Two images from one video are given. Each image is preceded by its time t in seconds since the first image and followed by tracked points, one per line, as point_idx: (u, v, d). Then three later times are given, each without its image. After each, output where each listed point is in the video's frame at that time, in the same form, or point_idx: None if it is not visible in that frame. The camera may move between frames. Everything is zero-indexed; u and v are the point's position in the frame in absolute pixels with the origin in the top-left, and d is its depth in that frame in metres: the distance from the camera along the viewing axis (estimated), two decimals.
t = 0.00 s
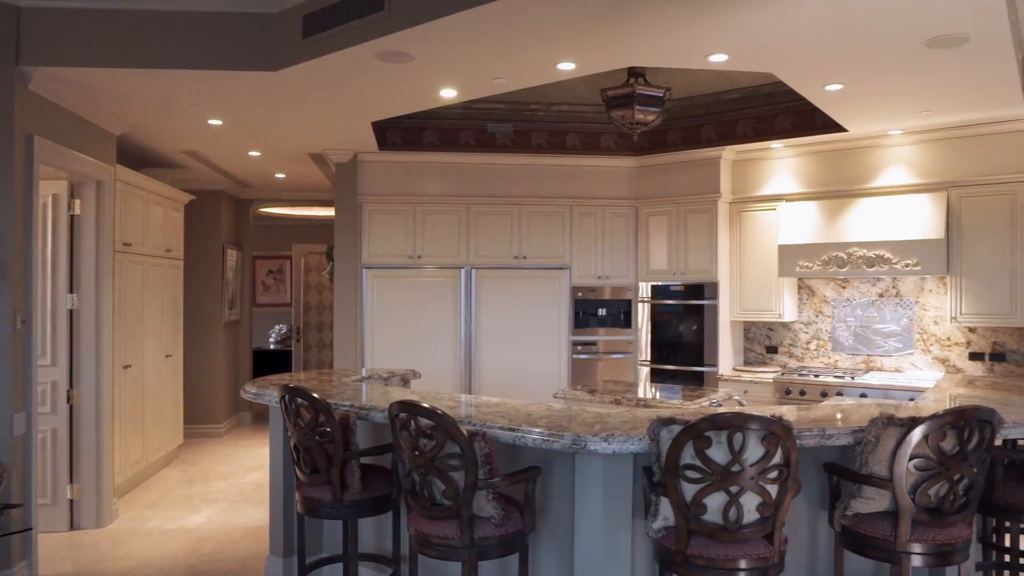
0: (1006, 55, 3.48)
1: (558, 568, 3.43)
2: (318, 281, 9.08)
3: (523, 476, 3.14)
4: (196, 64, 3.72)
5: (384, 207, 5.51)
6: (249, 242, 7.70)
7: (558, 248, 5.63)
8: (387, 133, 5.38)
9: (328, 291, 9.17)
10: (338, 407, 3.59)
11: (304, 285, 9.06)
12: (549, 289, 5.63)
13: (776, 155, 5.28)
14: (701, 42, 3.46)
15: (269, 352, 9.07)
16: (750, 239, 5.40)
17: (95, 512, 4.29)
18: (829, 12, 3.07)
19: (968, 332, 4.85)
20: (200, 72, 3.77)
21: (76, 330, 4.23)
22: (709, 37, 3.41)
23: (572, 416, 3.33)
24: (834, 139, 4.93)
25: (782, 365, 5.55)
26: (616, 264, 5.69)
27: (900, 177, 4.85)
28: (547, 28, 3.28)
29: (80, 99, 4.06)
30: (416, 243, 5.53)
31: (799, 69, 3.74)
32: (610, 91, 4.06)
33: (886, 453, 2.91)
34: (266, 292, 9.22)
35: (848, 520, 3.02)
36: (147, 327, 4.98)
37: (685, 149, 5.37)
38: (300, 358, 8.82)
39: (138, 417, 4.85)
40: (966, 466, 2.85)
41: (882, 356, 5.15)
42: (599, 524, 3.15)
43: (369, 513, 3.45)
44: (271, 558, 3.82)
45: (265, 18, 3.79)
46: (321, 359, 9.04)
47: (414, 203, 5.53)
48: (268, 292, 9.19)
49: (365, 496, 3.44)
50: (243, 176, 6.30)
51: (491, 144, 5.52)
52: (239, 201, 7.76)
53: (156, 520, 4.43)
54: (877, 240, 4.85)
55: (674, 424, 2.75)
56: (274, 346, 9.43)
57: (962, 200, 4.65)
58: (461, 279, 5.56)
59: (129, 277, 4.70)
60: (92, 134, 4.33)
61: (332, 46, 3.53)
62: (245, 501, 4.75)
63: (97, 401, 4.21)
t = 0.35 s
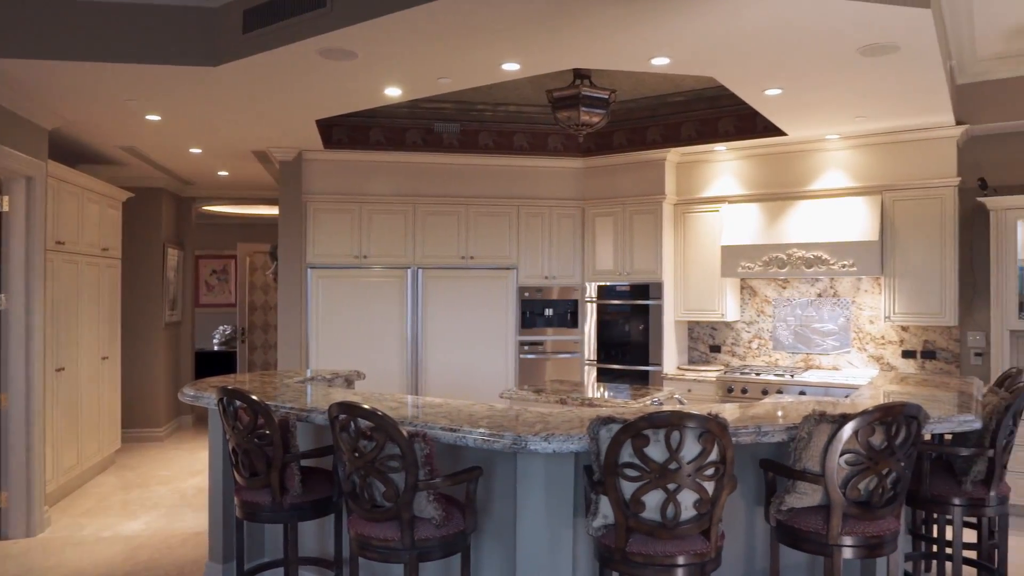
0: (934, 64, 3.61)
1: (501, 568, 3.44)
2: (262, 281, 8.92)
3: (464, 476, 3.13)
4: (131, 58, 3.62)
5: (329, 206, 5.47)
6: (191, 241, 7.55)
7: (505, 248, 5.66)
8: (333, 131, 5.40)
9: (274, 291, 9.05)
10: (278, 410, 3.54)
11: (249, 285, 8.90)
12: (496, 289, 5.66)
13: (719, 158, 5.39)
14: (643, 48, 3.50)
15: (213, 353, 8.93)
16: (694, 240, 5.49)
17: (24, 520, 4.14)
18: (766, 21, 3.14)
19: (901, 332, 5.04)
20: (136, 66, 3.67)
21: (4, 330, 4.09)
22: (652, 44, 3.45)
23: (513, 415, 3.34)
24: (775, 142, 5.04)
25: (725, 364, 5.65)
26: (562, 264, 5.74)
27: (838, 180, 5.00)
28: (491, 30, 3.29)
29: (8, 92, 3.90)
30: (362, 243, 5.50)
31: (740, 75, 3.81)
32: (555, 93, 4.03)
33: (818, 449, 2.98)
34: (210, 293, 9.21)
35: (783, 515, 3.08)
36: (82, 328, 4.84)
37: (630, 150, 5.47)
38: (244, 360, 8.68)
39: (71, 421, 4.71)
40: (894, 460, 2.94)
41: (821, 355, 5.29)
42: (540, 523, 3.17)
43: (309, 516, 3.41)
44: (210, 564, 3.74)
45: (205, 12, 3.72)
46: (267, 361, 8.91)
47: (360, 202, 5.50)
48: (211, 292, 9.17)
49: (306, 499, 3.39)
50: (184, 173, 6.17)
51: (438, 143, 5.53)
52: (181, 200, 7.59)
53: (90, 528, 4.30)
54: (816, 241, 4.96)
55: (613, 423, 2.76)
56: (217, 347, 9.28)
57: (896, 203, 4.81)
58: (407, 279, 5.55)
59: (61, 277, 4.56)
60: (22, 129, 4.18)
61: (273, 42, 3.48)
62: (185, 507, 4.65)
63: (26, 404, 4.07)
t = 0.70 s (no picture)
0: (869, 72, 3.72)
1: (445, 569, 3.43)
2: (206, 280, 8.76)
3: (407, 478, 3.09)
4: (64, 51, 3.51)
5: (273, 204, 5.41)
6: (131, 240, 7.36)
7: (453, 249, 5.67)
8: (278, 129, 5.36)
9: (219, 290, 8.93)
10: (217, 413, 3.47)
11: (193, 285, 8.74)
12: (444, 289, 5.66)
13: (666, 159, 5.46)
14: (588, 51, 3.52)
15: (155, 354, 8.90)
16: (642, 240, 5.55)
17: None
18: (707, 27, 3.19)
19: (839, 331, 5.18)
20: (69, 59, 3.56)
21: None
22: (596, 47, 3.47)
23: (456, 416, 3.34)
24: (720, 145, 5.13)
25: (671, 363, 5.73)
26: (511, 265, 5.77)
27: (779, 182, 5.11)
28: (436, 30, 3.27)
29: None
30: (307, 242, 5.46)
31: (684, 78, 3.86)
32: (503, 92, 4.01)
33: (756, 447, 3.02)
34: (151, 292, 9.22)
35: (722, 512, 3.13)
36: (13, 328, 4.67)
37: (576, 151, 5.56)
38: (187, 361, 8.53)
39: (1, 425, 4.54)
40: (829, 457, 3.00)
41: (763, 354, 5.40)
42: (484, 524, 3.16)
43: (250, 521, 3.34)
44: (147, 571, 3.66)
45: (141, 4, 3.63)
46: (211, 361, 8.78)
47: (306, 201, 5.45)
48: (153, 292, 9.18)
49: (246, 504, 3.32)
50: (124, 170, 6.02)
51: (386, 142, 5.56)
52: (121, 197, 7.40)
53: (21, 537, 4.16)
54: (758, 243, 5.07)
55: (555, 423, 2.76)
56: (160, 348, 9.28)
57: (834, 206, 4.95)
58: (353, 278, 5.52)
59: None
60: None
61: (212, 38, 3.40)
62: (123, 514, 4.53)
63: None
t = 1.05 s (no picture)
0: (812, 77, 3.80)
1: (393, 572, 3.40)
2: (152, 280, 8.60)
3: (356, 480, 3.00)
4: None
5: (221, 203, 5.33)
6: (73, 239, 7.16)
7: (405, 248, 5.65)
8: (226, 126, 5.29)
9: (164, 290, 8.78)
10: (160, 416, 3.38)
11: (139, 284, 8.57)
12: (395, 289, 5.64)
13: (618, 160, 5.52)
14: (539, 52, 3.53)
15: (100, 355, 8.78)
16: (595, 241, 5.60)
17: None
18: (655, 29, 3.22)
19: (786, 331, 5.29)
20: (4, 50, 3.43)
21: None
22: (547, 48, 3.48)
23: (405, 417, 3.33)
24: (670, 147, 5.21)
25: (622, 362, 5.79)
26: (463, 265, 5.78)
27: (727, 184, 5.21)
28: (385, 28, 3.23)
29: None
30: (256, 241, 5.39)
31: (634, 80, 3.89)
32: (455, 92, 3.99)
33: (703, 445, 3.06)
34: (94, 292, 9.07)
35: (670, 510, 3.17)
36: None
37: (528, 152, 5.63)
38: (132, 363, 8.36)
39: None
40: (773, 454, 3.05)
41: (712, 353, 5.49)
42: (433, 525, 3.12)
43: (194, 526, 3.25)
44: None
45: None
46: (157, 363, 8.62)
47: (255, 199, 5.38)
48: (96, 291, 9.03)
49: (190, 509, 3.24)
50: (64, 166, 5.85)
51: (336, 141, 5.53)
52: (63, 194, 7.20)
53: None
54: (707, 243, 5.14)
55: (504, 423, 2.74)
56: (103, 349, 9.16)
57: (780, 208, 5.06)
58: (303, 278, 5.46)
59: None
60: None
61: (155, 31, 3.32)
62: (62, 521, 4.40)
63: None
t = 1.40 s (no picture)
0: (769, 81, 3.87)
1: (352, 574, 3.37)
2: (106, 280, 8.41)
3: (314, 480, 2.95)
4: None
5: (177, 201, 5.24)
6: (21, 237, 6.97)
7: (366, 248, 5.60)
8: (183, 122, 5.20)
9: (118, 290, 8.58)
10: (113, 418, 3.31)
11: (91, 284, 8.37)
12: (355, 289, 5.59)
13: (580, 161, 5.56)
14: (500, 52, 3.53)
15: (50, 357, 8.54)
16: (556, 241, 5.63)
17: None
18: (615, 31, 3.25)
19: (743, 330, 5.38)
20: None
21: None
22: (508, 48, 3.48)
23: (364, 418, 3.30)
24: (631, 147, 5.25)
25: (583, 362, 5.82)
26: (424, 264, 5.76)
27: (687, 185, 5.28)
28: (344, 26, 3.21)
29: None
30: (213, 240, 5.30)
31: (595, 82, 3.92)
32: (415, 91, 3.98)
33: (662, 442, 3.09)
34: (44, 292, 8.83)
35: (629, 507, 3.19)
36: None
37: (488, 151, 5.61)
38: (84, 365, 8.16)
39: None
40: (730, 452, 3.09)
41: (672, 352, 5.56)
42: (393, 527, 3.09)
43: (148, 531, 3.18)
44: None
45: None
46: (111, 365, 8.43)
47: (212, 197, 5.30)
48: (46, 292, 8.80)
49: (144, 513, 3.16)
50: (12, 162, 5.68)
51: (296, 138, 5.44)
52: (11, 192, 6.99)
53: None
54: (667, 243, 5.20)
55: (465, 423, 2.74)
56: (54, 351, 8.91)
57: (737, 209, 5.15)
58: (262, 277, 5.39)
59: None
60: None
61: (107, 25, 3.23)
62: (10, 528, 4.28)
63: None
